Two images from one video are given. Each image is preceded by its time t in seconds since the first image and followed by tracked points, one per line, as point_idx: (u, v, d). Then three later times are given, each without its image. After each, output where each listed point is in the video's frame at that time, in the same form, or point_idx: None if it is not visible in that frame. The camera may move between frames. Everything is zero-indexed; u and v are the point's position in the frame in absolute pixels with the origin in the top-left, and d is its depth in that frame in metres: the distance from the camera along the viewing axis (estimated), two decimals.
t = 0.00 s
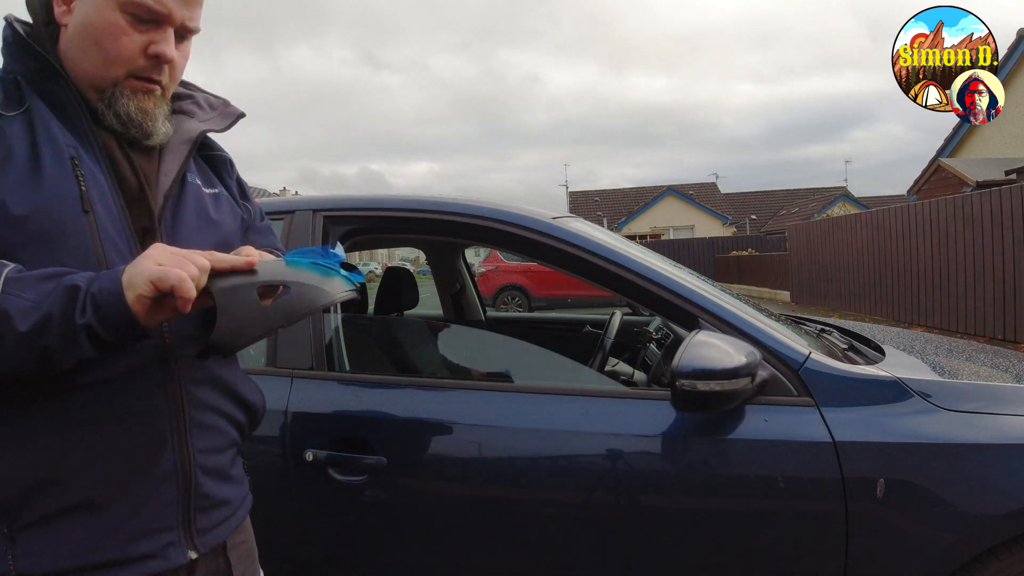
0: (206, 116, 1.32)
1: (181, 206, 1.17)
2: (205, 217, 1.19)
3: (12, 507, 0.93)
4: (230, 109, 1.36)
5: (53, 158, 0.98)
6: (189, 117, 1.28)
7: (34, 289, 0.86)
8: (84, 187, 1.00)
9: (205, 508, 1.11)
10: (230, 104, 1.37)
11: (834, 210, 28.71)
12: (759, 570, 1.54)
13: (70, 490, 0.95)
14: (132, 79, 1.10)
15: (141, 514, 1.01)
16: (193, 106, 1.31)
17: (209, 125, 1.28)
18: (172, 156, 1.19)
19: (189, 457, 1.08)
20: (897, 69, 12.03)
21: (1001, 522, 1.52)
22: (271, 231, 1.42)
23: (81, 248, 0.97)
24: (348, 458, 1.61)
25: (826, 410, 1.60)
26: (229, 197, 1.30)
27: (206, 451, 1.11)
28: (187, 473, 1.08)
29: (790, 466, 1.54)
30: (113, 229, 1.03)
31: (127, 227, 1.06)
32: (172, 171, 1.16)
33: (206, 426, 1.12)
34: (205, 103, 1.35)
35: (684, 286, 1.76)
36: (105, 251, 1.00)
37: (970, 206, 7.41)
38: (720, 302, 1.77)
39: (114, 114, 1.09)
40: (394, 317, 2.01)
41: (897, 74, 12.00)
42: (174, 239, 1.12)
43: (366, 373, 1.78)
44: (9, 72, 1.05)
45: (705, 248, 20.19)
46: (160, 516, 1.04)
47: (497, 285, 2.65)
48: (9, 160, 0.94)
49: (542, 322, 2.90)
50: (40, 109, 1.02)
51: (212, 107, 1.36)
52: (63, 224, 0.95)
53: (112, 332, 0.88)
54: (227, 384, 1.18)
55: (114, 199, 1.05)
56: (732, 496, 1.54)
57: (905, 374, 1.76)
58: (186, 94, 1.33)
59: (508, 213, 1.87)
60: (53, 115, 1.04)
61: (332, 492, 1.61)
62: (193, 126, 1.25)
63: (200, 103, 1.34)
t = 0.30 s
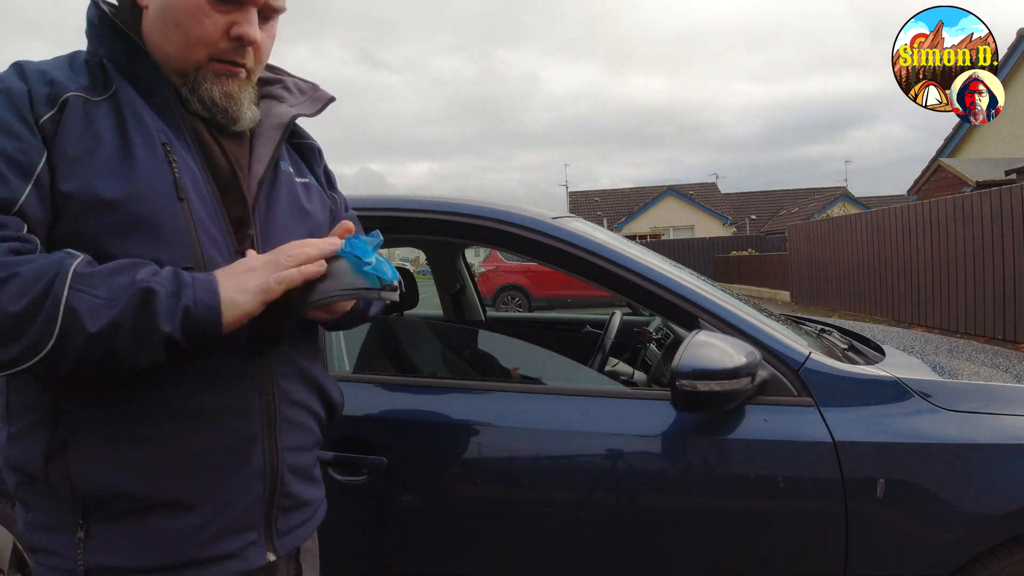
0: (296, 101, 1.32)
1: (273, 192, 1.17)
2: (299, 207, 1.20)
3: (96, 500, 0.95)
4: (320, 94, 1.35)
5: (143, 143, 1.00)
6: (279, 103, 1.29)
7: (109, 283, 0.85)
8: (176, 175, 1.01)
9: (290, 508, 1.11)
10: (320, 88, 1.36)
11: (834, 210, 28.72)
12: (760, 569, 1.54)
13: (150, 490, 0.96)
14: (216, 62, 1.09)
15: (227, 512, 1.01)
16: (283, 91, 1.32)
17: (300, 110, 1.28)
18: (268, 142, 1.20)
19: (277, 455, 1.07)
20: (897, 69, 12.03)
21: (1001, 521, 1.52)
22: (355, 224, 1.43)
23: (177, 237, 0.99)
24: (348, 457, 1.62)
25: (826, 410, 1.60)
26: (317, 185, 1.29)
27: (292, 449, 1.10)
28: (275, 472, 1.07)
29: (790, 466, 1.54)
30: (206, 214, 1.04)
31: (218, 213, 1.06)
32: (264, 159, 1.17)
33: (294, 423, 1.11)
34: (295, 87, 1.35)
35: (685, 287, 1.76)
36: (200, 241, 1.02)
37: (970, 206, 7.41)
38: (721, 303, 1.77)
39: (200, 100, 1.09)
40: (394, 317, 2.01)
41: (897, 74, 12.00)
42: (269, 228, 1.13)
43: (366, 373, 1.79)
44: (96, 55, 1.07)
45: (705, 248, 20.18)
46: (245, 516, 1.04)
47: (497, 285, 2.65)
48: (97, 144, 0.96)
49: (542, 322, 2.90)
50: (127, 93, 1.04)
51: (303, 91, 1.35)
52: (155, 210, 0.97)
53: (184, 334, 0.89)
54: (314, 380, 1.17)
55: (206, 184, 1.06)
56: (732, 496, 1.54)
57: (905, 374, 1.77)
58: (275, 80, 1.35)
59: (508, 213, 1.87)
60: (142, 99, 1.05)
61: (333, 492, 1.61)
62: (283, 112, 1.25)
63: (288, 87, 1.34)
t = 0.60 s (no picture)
0: (351, 72, 1.24)
1: (332, 181, 1.10)
2: (360, 196, 1.13)
3: (156, 542, 0.90)
4: (375, 65, 1.26)
5: (178, 137, 0.92)
6: (331, 78, 1.21)
7: (151, 327, 0.78)
8: (222, 172, 0.94)
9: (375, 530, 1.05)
10: (373, 57, 1.28)
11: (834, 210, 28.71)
12: (760, 569, 1.54)
13: (214, 529, 0.90)
14: (256, 35, 1.03)
15: (303, 545, 0.95)
16: (334, 65, 1.25)
17: (354, 84, 1.19)
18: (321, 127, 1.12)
19: (354, 478, 1.00)
20: (897, 69, 12.04)
21: (1002, 521, 1.52)
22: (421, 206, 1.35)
23: (219, 240, 0.91)
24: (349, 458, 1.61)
25: (826, 410, 1.60)
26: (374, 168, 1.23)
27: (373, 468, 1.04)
28: (353, 496, 1.00)
29: (790, 466, 1.54)
30: (253, 208, 0.97)
31: (271, 211, 0.99)
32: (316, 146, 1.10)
33: (372, 440, 1.05)
34: (347, 60, 1.27)
35: (685, 286, 1.76)
36: (251, 240, 0.95)
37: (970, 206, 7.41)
38: (721, 302, 1.77)
39: (240, 78, 1.03)
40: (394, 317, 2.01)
41: (897, 74, 12.01)
42: (328, 217, 1.06)
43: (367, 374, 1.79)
44: (123, 38, 1.01)
45: (705, 248, 20.19)
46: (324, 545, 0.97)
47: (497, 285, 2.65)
48: (127, 143, 0.89)
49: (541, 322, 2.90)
50: (159, 79, 0.97)
51: (356, 62, 1.27)
52: (196, 210, 0.90)
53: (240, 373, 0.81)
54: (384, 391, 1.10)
55: (252, 176, 0.99)
56: (732, 497, 1.54)
57: (905, 374, 1.76)
58: (325, 53, 1.27)
59: (509, 213, 1.87)
60: (177, 86, 0.98)
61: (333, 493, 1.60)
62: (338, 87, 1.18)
63: (341, 58, 1.26)
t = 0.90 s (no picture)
0: (427, 47, 1.17)
1: (397, 166, 1.01)
2: (428, 185, 1.03)
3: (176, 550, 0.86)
4: (457, 39, 1.19)
5: (222, 119, 0.86)
6: (405, 54, 1.14)
7: (177, 345, 0.68)
8: (264, 155, 0.87)
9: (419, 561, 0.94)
10: (454, 31, 1.20)
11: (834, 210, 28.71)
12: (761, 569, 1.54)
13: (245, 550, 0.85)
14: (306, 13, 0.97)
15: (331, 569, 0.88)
16: (411, 39, 1.18)
17: (429, 61, 1.11)
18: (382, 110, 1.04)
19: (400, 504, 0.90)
20: (897, 69, 12.06)
21: (1002, 521, 1.52)
22: (506, 195, 1.31)
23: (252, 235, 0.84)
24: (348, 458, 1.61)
25: (826, 410, 1.60)
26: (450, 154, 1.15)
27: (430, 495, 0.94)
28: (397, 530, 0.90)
29: (790, 466, 1.54)
30: (302, 201, 0.88)
31: (320, 202, 0.90)
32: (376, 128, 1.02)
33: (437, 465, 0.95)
34: (425, 34, 1.20)
35: (685, 286, 1.76)
36: (291, 235, 0.86)
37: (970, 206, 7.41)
38: (721, 302, 1.77)
39: (292, 59, 0.97)
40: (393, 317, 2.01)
41: (897, 74, 12.02)
42: (387, 206, 0.98)
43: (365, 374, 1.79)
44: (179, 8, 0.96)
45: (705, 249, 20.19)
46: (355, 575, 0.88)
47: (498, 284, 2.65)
48: (158, 125, 0.84)
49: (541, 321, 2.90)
50: (210, 53, 0.91)
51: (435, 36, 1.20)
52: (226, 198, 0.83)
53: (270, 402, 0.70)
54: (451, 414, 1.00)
55: (300, 160, 0.91)
56: (732, 497, 1.54)
57: (906, 374, 1.76)
58: (403, 27, 1.21)
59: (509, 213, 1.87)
60: (228, 60, 0.92)
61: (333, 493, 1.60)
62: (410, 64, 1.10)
63: (419, 32, 1.20)
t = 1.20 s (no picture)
0: (561, 49, 1.10)
1: (501, 182, 0.96)
2: (535, 203, 0.97)
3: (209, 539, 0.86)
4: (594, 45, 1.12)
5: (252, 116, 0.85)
6: (535, 58, 1.06)
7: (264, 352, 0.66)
8: (364, 163, 0.85)
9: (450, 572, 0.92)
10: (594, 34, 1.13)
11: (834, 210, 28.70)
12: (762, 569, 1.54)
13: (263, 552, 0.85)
14: (430, 18, 0.92)
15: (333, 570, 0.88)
16: (546, 41, 1.12)
17: (557, 69, 1.04)
18: (491, 122, 0.97)
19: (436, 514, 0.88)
20: (897, 69, 12.06)
21: (1003, 521, 1.52)
22: (637, 211, 1.21)
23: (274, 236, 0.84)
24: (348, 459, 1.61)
25: (826, 410, 1.60)
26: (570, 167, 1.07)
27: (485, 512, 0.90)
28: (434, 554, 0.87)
29: (791, 466, 1.54)
30: (396, 213, 0.86)
31: (419, 212, 0.87)
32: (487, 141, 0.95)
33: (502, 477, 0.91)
34: (562, 36, 1.13)
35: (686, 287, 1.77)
36: (383, 249, 0.84)
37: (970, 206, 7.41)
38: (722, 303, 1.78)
39: (409, 66, 0.92)
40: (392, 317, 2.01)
41: (897, 74, 12.03)
42: (485, 225, 0.93)
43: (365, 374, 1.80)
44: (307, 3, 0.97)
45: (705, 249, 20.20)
46: None
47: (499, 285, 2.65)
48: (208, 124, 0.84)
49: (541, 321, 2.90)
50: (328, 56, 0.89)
51: (571, 39, 1.13)
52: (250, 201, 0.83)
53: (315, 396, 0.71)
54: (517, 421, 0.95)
55: (404, 169, 0.88)
56: (733, 497, 1.54)
57: (905, 374, 1.76)
58: (540, 27, 1.14)
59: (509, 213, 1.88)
60: (343, 63, 0.91)
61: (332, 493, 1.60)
62: (538, 70, 1.03)
63: (555, 34, 1.13)
